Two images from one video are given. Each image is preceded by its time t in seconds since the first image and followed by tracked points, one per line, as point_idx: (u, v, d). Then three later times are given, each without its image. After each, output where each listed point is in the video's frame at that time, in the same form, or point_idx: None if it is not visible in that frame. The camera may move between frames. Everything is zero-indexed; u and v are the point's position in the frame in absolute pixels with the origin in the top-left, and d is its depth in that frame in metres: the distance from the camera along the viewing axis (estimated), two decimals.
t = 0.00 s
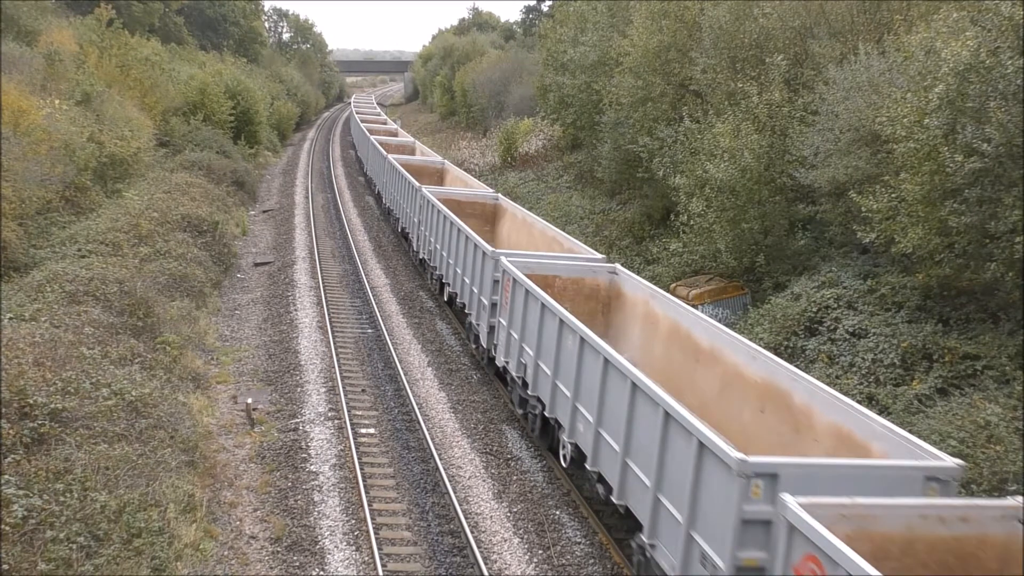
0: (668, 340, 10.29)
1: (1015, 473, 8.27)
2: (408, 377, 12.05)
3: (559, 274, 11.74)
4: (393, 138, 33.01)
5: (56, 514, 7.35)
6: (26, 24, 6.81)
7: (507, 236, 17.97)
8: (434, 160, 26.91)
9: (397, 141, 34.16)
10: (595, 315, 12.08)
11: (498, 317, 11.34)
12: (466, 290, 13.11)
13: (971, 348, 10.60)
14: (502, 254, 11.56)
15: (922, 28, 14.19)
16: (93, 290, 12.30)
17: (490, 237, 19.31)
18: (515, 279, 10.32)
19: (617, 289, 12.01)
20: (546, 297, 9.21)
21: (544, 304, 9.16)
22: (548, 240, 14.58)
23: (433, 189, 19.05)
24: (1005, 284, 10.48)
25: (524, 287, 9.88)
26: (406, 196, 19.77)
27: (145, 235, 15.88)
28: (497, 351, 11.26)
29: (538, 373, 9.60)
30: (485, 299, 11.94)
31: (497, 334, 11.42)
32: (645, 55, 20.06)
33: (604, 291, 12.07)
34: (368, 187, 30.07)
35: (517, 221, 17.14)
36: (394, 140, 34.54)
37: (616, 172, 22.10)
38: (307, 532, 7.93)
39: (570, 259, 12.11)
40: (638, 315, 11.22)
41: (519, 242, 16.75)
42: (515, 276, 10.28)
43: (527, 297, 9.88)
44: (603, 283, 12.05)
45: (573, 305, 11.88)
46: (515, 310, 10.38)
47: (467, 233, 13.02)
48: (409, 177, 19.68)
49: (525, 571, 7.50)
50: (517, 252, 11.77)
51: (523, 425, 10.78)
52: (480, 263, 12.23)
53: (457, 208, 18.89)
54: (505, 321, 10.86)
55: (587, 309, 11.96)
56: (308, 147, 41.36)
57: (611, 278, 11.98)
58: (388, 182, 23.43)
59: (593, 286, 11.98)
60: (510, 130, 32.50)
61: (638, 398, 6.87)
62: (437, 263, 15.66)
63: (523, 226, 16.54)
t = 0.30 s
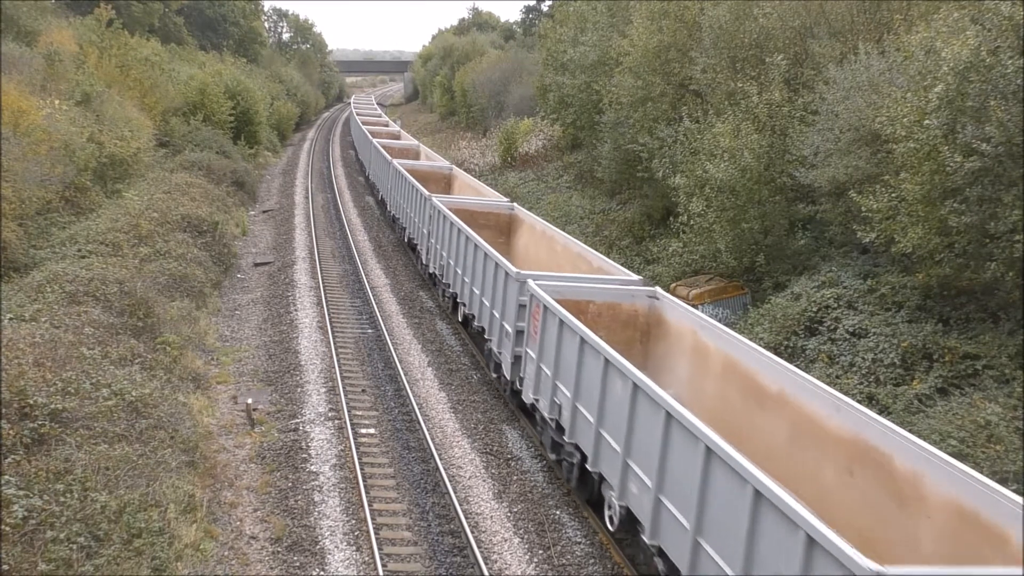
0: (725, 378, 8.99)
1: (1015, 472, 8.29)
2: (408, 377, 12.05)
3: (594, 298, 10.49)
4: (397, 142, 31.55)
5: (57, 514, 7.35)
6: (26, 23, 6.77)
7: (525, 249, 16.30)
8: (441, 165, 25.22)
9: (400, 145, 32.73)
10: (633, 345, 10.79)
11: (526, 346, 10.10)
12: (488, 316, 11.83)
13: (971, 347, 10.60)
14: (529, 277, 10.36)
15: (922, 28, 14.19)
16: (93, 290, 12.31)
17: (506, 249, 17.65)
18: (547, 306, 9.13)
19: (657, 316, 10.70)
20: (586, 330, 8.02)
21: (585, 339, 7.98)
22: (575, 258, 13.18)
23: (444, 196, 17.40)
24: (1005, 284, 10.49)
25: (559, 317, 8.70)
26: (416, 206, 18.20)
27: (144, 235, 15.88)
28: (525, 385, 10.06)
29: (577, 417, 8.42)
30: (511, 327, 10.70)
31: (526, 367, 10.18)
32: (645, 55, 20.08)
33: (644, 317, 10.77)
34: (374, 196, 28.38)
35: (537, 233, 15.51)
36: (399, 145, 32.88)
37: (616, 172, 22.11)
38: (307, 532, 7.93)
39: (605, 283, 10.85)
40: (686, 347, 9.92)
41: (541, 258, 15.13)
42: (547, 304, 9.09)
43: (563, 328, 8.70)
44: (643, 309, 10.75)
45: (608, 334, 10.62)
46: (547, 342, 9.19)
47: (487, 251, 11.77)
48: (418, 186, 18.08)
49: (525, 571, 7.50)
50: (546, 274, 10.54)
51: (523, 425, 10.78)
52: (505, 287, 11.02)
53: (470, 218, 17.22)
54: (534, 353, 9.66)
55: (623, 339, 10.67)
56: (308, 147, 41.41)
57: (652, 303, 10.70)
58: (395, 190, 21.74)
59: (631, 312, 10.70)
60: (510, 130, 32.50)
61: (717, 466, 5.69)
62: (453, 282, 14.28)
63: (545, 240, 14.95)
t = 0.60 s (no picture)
0: (797, 428, 7.54)
1: (1015, 472, 8.29)
2: (408, 377, 12.05)
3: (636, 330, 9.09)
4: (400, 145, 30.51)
5: (57, 514, 7.35)
6: (26, 23, 6.76)
7: (548, 266, 14.80)
8: (448, 171, 23.70)
9: (403, 149, 31.79)
10: (682, 382, 9.35)
11: (560, 385, 8.77)
12: (513, 347, 10.41)
13: (971, 347, 10.60)
14: (560, 303, 9.01)
15: (922, 28, 14.19)
16: (93, 290, 12.32)
17: (523, 264, 16.13)
18: (587, 341, 7.81)
19: (707, 349, 9.25)
20: (638, 375, 6.67)
21: (637, 385, 6.67)
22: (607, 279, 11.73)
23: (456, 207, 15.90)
24: (1005, 283, 10.49)
25: (603, 356, 7.34)
26: (428, 218, 16.55)
27: (144, 235, 15.88)
28: (560, 431, 8.71)
29: (601, 445, 7.64)
30: (540, 361, 9.34)
31: (560, 408, 8.83)
32: (645, 55, 20.08)
33: (692, 350, 9.33)
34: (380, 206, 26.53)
35: (561, 249, 14.03)
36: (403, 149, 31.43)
37: (616, 172, 22.11)
38: (307, 533, 7.93)
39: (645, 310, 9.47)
40: (745, 388, 8.48)
41: (566, 277, 13.63)
42: (588, 339, 7.75)
43: (608, 369, 7.34)
44: (691, 341, 9.31)
45: (651, 368, 9.21)
46: (588, 381, 7.87)
47: (511, 272, 10.39)
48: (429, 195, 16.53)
49: (526, 571, 7.50)
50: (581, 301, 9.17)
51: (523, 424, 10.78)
52: (533, 315, 9.63)
53: (485, 230, 15.71)
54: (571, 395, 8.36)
55: (669, 375, 9.26)
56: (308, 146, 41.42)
57: (702, 335, 9.28)
58: (404, 198, 20.03)
59: (678, 345, 9.31)
60: (510, 130, 32.52)
61: (714, 468, 5.63)
62: (472, 307, 12.77)
63: (572, 257, 13.48)
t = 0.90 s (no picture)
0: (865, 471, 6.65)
1: (1015, 472, 8.28)
2: (408, 377, 12.05)
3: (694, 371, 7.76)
4: (404, 149, 29.29)
5: (57, 514, 7.35)
6: (26, 23, 6.75)
7: (573, 285, 13.27)
8: (458, 178, 22.06)
9: (407, 153, 30.56)
10: (743, 432, 8.03)
11: (605, 434, 7.58)
12: (545, 384, 9.16)
13: (971, 347, 10.60)
14: (605, 340, 7.79)
15: (922, 28, 14.19)
16: (93, 290, 12.33)
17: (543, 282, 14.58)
18: (641, 388, 6.67)
19: (774, 394, 7.91)
20: (718, 440, 5.58)
21: (672, 415, 6.13)
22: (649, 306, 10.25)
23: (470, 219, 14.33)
24: (1005, 284, 10.49)
25: (665, 410, 6.23)
26: (440, 232, 15.07)
27: (144, 235, 15.89)
28: (605, 488, 7.56)
29: (631, 481, 7.01)
30: (580, 406, 8.10)
31: (606, 462, 7.59)
32: (645, 55, 20.08)
33: (757, 395, 7.98)
34: (384, 215, 25.08)
35: (591, 267, 12.48)
36: (408, 154, 29.82)
37: (616, 173, 22.11)
38: (307, 533, 7.93)
39: (700, 349, 8.15)
40: (827, 444, 7.20)
41: (596, 300, 12.16)
42: (643, 386, 6.59)
43: (672, 425, 6.22)
44: (757, 385, 7.95)
45: (711, 416, 7.87)
46: (641, 434, 6.76)
47: (543, 300, 9.10)
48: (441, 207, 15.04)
49: (526, 571, 7.50)
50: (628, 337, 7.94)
51: (523, 425, 10.78)
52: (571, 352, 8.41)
53: (502, 245, 14.17)
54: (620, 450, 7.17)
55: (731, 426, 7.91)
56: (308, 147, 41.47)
57: (768, 377, 7.93)
58: (413, 208, 18.49)
59: (740, 389, 7.93)
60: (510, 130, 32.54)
61: (768, 514, 5.12)
62: (494, 334, 11.43)
63: (604, 277, 11.93)
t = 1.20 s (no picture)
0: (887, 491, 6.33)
1: (1015, 473, 8.29)
2: (407, 377, 12.05)
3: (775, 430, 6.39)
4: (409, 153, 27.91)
5: (56, 514, 7.34)
6: (26, 22, 6.74)
7: (603, 308, 12.15)
8: (469, 186, 20.62)
9: (413, 158, 29.03)
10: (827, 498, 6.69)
11: (671, 507, 6.31)
12: (586, 432, 7.91)
13: (971, 348, 10.61)
14: (664, 388, 6.54)
15: (922, 28, 14.20)
16: (93, 291, 12.34)
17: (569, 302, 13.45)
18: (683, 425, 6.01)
19: (866, 455, 6.56)
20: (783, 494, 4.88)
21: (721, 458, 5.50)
22: (695, 338, 9.09)
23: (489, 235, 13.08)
24: (1005, 284, 10.49)
25: (712, 452, 5.58)
26: (455, 250, 13.79)
27: (144, 235, 15.90)
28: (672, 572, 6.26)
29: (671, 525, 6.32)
30: (632, 465, 6.84)
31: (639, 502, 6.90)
32: (645, 55, 20.10)
33: (846, 457, 6.59)
34: (390, 225, 23.75)
35: (624, 290, 11.33)
36: (413, 159, 28.35)
37: (616, 173, 22.13)
38: (307, 533, 7.93)
39: (775, 399, 6.83)
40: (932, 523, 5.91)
41: (633, 327, 10.98)
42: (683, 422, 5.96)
43: (719, 467, 5.58)
44: (846, 445, 6.59)
45: (789, 479, 6.52)
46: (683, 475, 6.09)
47: (582, 335, 7.88)
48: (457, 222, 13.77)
49: (525, 571, 7.50)
50: (689, 385, 6.69)
51: (523, 425, 10.78)
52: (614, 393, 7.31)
53: (524, 262, 13.00)
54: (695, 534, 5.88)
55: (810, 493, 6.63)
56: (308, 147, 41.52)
57: (860, 435, 6.59)
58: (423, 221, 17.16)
59: (826, 448, 6.55)
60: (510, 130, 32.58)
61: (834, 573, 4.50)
62: (521, 367, 10.15)
63: (640, 302, 10.78)
